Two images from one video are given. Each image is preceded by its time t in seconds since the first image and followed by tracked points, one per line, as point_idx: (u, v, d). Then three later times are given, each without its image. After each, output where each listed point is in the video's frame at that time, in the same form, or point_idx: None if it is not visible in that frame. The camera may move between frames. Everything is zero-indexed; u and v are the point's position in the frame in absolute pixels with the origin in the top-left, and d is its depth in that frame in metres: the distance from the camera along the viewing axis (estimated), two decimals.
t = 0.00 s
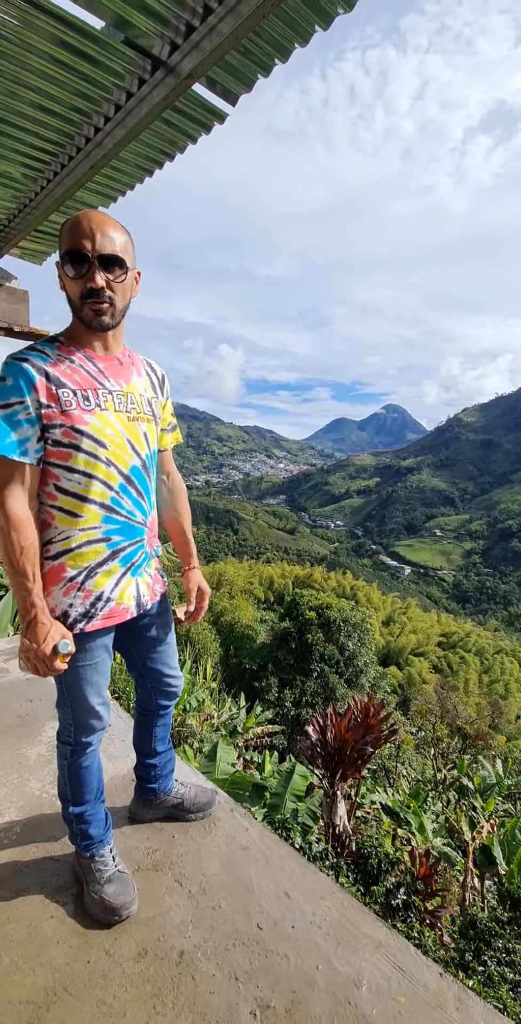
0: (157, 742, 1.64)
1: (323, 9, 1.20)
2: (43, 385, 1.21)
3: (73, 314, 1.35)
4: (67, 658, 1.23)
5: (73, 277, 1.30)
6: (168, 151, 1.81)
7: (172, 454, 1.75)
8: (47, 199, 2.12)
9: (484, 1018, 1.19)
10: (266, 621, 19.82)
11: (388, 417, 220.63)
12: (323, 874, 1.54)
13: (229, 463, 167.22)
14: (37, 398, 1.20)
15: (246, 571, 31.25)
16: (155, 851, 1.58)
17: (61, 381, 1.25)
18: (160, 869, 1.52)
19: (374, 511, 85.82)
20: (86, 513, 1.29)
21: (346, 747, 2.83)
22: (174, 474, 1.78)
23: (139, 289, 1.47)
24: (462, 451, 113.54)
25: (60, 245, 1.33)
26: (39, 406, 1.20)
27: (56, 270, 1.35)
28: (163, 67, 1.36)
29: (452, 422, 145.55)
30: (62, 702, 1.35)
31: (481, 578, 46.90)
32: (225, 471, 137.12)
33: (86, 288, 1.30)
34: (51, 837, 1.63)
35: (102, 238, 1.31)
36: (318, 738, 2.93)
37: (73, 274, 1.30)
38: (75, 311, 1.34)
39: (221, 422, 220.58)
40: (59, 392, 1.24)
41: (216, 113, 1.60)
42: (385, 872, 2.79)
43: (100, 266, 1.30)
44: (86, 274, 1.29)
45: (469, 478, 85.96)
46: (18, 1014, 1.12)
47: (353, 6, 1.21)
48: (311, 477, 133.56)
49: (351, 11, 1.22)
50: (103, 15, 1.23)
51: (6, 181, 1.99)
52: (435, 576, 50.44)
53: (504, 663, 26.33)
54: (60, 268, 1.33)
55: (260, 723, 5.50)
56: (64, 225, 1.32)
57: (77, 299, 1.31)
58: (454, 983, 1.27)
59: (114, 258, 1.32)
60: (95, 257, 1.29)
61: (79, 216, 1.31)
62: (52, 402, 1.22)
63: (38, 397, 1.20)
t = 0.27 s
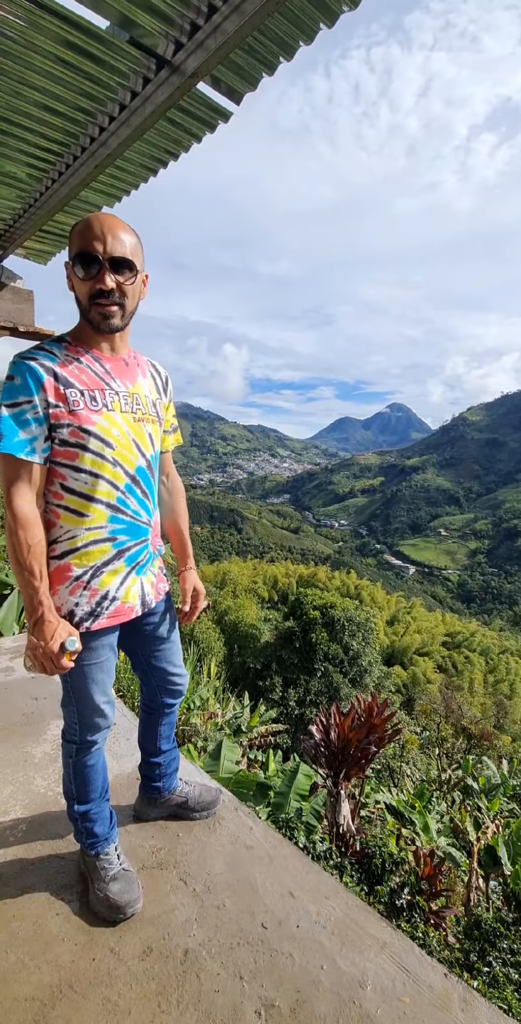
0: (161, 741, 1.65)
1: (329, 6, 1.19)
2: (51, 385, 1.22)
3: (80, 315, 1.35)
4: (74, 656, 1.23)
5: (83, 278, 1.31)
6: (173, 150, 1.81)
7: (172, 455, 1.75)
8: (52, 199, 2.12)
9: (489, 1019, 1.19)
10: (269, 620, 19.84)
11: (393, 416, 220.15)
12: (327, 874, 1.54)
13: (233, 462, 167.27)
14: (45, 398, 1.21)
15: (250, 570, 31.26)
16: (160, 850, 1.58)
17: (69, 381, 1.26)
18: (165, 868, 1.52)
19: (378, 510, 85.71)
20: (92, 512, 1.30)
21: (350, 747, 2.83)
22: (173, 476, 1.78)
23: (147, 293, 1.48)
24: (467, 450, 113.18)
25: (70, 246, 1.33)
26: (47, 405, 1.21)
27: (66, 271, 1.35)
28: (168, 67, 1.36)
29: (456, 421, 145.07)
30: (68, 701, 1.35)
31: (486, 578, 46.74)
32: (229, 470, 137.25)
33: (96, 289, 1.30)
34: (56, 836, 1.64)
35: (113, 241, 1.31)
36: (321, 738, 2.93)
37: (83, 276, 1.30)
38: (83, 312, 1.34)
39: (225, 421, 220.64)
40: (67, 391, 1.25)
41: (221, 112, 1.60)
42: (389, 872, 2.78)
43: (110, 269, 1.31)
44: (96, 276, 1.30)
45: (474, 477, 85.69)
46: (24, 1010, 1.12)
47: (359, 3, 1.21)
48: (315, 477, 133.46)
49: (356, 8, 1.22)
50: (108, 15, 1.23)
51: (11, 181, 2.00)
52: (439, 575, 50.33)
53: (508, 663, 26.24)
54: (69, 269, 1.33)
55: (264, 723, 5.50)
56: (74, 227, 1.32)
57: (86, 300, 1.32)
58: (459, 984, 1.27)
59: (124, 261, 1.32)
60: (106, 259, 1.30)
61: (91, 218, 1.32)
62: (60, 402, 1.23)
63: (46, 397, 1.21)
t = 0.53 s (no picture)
0: (161, 739, 1.65)
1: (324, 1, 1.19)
2: (53, 382, 1.22)
3: (85, 310, 1.35)
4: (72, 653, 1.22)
5: (89, 273, 1.31)
6: (169, 147, 1.80)
7: (168, 455, 1.74)
8: (49, 197, 2.12)
9: (490, 1013, 1.19)
10: (269, 618, 19.85)
11: (392, 413, 220.12)
12: (328, 870, 1.55)
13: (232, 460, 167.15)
14: (47, 395, 1.21)
15: (249, 569, 31.26)
16: (161, 847, 1.59)
17: (71, 380, 1.26)
18: (166, 865, 1.53)
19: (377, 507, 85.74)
20: (90, 511, 1.29)
21: (349, 744, 2.83)
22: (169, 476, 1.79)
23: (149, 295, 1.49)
24: (466, 447, 113.15)
25: (76, 241, 1.33)
26: (49, 402, 1.21)
27: (71, 267, 1.35)
28: (163, 63, 1.36)
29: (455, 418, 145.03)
30: (67, 697, 1.35)
31: (486, 575, 46.77)
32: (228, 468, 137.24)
33: (103, 284, 1.31)
34: (57, 833, 1.64)
35: (121, 238, 1.32)
36: (321, 735, 2.93)
37: (90, 270, 1.31)
38: (89, 307, 1.34)
39: (224, 419, 220.42)
40: (69, 390, 1.25)
41: (217, 108, 1.59)
42: (390, 868, 2.77)
43: (118, 264, 1.31)
44: (103, 270, 1.30)
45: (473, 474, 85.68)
46: (26, 1008, 1.12)
47: None
48: (314, 474, 133.46)
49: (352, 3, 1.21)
50: (103, 11, 1.23)
51: (7, 179, 1.99)
52: (439, 572, 50.38)
53: (508, 660, 26.28)
54: (76, 265, 1.34)
55: (264, 721, 5.51)
56: (81, 224, 1.33)
57: (92, 295, 1.32)
58: (459, 978, 1.27)
59: (131, 257, 1.33)
60: (114, 254, 1.31)
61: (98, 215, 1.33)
62: (61, 399, 1.23)
63: (47, 394, 1.21)
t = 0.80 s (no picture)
0: (162, 739, 1.65)
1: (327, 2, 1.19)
2: (58, 380, 1.22)
3: (94, 307, 1.35)
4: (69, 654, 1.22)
5: (100, 270, 1.32)
6: (172, 148, 1.80)
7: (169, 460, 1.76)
8: (52, 197, 2.12)
9: (491, 1016, 1.19)
10: (271, 618, 19.84)
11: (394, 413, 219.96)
12: (329, 871, 1.54)
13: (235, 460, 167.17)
14: (52, 393, 1.21)
15: (251, 569, 31.26)
16: (162, 847, 1.59)
17: (76, 378, 1.26)
18: (167, 864, 1.53)
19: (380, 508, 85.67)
20: (92, 511, 1.30)
21: (351, 745, 2.83)
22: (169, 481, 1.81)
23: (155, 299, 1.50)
24: (469, 447, 112.98)
25: (86, 240, 1.34)
26: (53, 400, 1.21)
27: (80, 266, 1.36)
28: (167, 64, 1.36)
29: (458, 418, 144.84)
30: (67, 696, 1.35)
31: (488, 576, 46.69)
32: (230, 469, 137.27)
33: (113, 279, 1.31)
34: (59, 833, 1.64)
35: (131, 236, 1.33)
36: (323, 735, 2.92)
37: (100, 266, 1.31)
38: (98, 304, 1.34)
39: (226, 419, 220.47)
40: (73, 388, 1.25)
41: (220, 109, 1.60)
42: (391, 869, 2.75)
43: (128, 261, 1.32)
44: (114, 266, 1.31)
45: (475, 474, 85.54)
46: (27, 1007, 1.12)
47: None
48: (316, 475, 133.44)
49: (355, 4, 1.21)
50: (107, 12, 1.23)
51: (11, 180, 2.00)
52: (441, 573, 50.31)
53: (511, 661, 26.22)
54: (86, 263, 1.35)
55: (266, 721, 5.51)
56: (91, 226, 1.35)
57: (101, 292, 1.32)
58: (461, 980, 1.27)
59: (141, 255, 1.34)
60: (124, 251, 1.32)
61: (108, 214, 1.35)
62: (66, 397, 1.23)
63: (52, 391, 1.21)
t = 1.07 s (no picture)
0: (163, 740, 1.65)
1: (329, 5, 1.19)
2: (54, 378, 1.23)
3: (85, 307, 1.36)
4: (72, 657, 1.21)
5: (89, 270, 1.32)
6: (173, 150, 1.81)
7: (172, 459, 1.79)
8: (53, 199, 2.12)
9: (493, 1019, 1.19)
10: (272, 620, 19.86)
11: (395, 415, 220.05)
12: (330, 873, 1.54)
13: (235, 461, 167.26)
14: (48, 391, 1.21)
15: (252, 570, 31.26)
16: (163, 849, 1.58)
17: (73, 376, 1.26)
18: (168, 867, 1.53)
19: (380, 509, 85.66)
20: (92, 509, 1.30)
21: (352, 746, 2.82)
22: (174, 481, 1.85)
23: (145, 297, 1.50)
24: (469, 448, 113.00)
25: (74, 241, 1.35)
26: (50, 398, 1.22)
27: (70, 269, 1.37)
28: (168, 66, 1.36)
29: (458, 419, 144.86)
30: (69, 700, 1.35)
31: (489, 576, 46.68)
32: (231, 470, 137.31)
33: (102, 276, 1.32)
34: (59, 835, 1.64)
35: (118, 234, 1.34)
36: (324, 736, 2.93)
37: (88, 266, 1.32)
38: (89, 304, 1.35)
39: (227, 421, 220.56)
40: (70, 385, 1.25)
41: (221, 111, 1.60)
42: (392, 871, 2.78)
43: (116, 257, 1.33)
44: (101, 264, 1.32)
45: (476, 475, 85.54)
46: (27, 1010, 1.12)
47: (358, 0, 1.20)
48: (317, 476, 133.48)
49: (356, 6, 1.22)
50: (107, 15, 1.23)
51: (12, 182, 2.00)
52: (442, 574, 50.33)
53: (511, 662, 26.22)
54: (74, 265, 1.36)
55: (267, 722, 5.52)
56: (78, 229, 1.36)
57: (92, 291, 1.33)
58: (462, 982, 1.27)
59: (128, 250, 1.35)
60: (112, 248, 1.32)
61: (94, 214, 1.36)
62: (63, 395, 1.24)
63: (49, 390, 1.22)
